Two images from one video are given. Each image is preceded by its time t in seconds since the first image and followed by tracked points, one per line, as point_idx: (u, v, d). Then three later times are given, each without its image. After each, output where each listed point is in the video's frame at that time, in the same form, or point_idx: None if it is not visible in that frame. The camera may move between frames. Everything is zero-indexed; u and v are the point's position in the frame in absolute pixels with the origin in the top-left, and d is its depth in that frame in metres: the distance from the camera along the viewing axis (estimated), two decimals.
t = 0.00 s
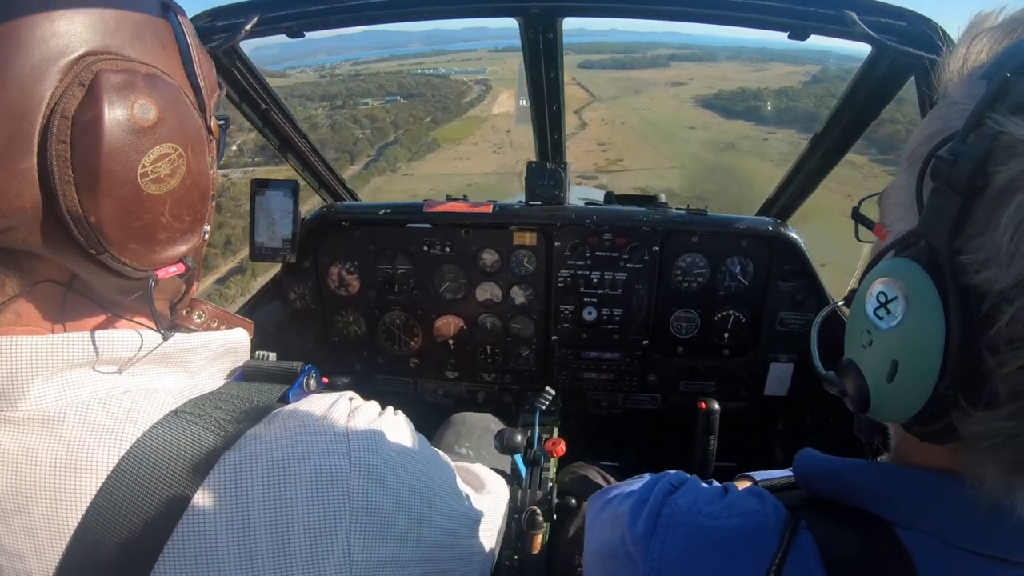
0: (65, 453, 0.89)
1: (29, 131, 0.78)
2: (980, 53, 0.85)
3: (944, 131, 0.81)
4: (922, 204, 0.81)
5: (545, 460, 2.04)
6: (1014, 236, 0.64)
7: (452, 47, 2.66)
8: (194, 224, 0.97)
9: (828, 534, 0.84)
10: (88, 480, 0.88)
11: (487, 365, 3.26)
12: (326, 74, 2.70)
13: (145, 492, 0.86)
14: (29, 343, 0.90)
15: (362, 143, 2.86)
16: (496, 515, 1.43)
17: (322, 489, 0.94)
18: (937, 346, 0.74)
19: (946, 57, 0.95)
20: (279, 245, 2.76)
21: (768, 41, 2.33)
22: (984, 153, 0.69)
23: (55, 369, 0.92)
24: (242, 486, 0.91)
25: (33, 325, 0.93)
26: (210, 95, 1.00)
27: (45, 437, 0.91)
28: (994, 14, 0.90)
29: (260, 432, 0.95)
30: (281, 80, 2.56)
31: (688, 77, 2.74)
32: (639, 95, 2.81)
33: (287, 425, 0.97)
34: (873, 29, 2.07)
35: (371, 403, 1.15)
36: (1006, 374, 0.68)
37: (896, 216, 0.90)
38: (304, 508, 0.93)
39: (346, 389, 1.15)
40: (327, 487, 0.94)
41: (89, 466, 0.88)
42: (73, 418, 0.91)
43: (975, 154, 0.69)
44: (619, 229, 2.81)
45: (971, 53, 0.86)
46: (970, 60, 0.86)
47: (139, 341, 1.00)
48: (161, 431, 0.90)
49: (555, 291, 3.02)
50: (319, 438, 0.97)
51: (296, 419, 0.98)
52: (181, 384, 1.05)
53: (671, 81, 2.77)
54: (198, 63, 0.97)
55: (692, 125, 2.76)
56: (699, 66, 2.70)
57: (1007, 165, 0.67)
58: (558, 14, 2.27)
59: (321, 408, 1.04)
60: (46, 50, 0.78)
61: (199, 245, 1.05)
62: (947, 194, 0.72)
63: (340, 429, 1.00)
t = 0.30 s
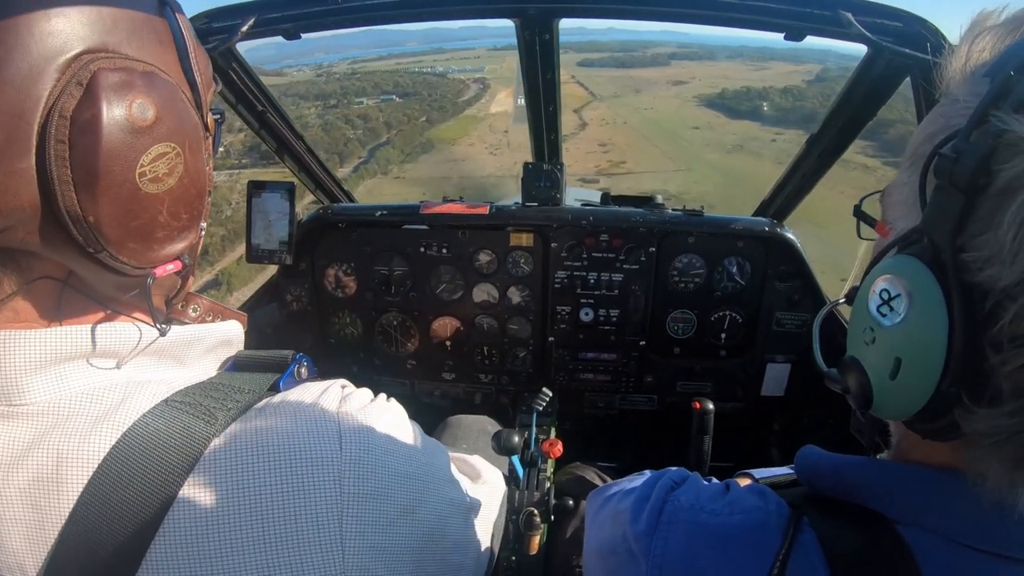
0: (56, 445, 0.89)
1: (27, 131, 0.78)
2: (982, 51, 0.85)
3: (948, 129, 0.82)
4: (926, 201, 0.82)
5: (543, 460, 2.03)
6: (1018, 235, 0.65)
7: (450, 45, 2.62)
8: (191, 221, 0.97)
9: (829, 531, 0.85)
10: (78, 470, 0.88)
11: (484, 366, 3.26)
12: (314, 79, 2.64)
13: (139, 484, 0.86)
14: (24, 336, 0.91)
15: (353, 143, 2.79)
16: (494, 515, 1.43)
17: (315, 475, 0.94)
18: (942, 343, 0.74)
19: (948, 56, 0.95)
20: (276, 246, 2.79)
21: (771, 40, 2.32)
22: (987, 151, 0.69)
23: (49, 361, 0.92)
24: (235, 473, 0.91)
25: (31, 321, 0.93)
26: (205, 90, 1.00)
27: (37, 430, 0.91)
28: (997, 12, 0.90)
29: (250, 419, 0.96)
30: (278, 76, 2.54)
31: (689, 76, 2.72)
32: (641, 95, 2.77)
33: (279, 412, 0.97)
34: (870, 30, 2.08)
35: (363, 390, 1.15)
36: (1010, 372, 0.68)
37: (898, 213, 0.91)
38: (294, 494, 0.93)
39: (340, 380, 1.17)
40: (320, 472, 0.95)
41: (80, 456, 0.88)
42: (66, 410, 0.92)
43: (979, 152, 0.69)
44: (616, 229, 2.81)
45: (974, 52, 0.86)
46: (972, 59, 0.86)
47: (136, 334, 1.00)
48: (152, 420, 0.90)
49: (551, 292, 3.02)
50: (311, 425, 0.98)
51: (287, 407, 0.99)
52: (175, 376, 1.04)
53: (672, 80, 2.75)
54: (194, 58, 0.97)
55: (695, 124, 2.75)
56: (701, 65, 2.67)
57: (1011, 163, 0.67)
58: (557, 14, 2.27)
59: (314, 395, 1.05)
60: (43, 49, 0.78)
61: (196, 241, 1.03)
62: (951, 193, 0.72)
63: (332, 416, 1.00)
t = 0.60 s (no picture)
0: (63, 462, 0.88)
1: (32, 156, 0.78)
2: (989, 42, 0.86)
3: (958, 117, 0.82)
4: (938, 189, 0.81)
5: (545, 461, 2.04)
6: None
7: (451, 43, 2.59)
8: (195, 247, 0.97)
9: (840, 517, 0.85)
10: (88, 488, 0.87)
11: (485, 367, 3.25)
12: (313, 76, 2.64)
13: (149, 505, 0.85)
14: (30, 354, 0.91)
15: (345, 142, 2.76)
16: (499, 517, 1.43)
17: (323, 490, 0.94)
18: (955, 326, 0.75)
19: (960, 43, 0.96)
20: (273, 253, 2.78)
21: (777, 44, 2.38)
22: (998, 139, 0.69)
23: (54, 378, 0.92)
24: (243, 489, 0.91)
25: (34, 340, 0.93)
26: (212, 106, 1.00)
27: (40, 446, 0.90)
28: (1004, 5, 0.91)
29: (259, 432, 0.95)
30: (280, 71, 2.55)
31: (695, 74, 2.70)
32: (645, 93, 2.74)
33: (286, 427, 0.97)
34: (861, 23, 2.09)
35: (369, 406, 1.14)
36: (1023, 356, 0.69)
37: (908, 202, 0.91)
38: (303, 508, 0.93)
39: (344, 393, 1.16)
40: (328, 487, 0.94)
41: (89, 474, 0.87)
42: (71, 427, 0.91)
43: (990, 139, 0.70)
44: (613, 228, 2.82)
45: (980, 44, 0.87)
46: (978, 51, 0.87)
47: (140, 351, 1.01)
48: (161, 437, 0.91)
49: (550, 292, 3.02)
50: (317, 439, 0.97)
51: (295, 421, 0.99)
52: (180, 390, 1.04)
53: (679, 79, 2.71)
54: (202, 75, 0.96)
55: (704, 124, 2.76)
56: (704, 64, 2.66)
57: None
58: (549, 14, 2.27)
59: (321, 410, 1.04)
60: (48, 71, 0.78)
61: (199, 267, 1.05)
62: (963, 179, 0.73)
63: (339, 430, 1.00)
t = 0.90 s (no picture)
0: (63, 464, 0.89)
1: (20, 162, 0.78)
2: (981, 34, 0.87)
3: (949, 113, 0.82)
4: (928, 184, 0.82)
5: (547, 459, 2.06)
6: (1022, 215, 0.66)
7: (457, 40, 2.53)
8: (186, 252, 0.97)
9: (840, 512, 0.85)
10: (85, 491, 0.88)
11: (486, 367, 3.26)
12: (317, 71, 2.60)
13: (145, 502, 0.86)
14: (29, 357, 0.92)
15: (339, 141, 2.76)
16: (499, 517, 1.43)
17: (322, 491, 0.94)
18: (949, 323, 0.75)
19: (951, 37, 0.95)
20: (272, 254, 2.80)
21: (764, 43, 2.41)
22: (989, 132, 0.70)
23: (54, 380, 0.93)
24: (242, 489, 0.92)
25: (30, 343, 0.94)
26: (205, 114, 1.00)
27: (39, 449, 0.91)
28: None
29: (258, 435, 0.96)
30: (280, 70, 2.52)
31: (702, 75, 2.68)
32: (651, 94, 2.76)
33: (286, 429, 0.97)
34: (858, 17, 2.09)
35: (369, 406, 1.14)
36: (1017, 350, 0.69)
37: (903, 196, 0.91)
38: (302, 510, 0.93)
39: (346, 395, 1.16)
40: (326, 488, 0.95)
41: (87, 477, 0.88)
42: (71, 428, 0.91)
43: (980, 134, 0.70)
44: (613, 225, 2.82)
45: (973, 34, 0.87)
46: (972, 43, 0.87)
47: (134, 353, 1.01)
48: (157, 439, 0.91)
49: (550, 290, 3.02)
50: (317, 441, 0.97)
51: (294, 423, 0.99)
52: (179, 392, 1.05)
53: (687, 79, 2.71)
54: (194, 80, 0.96)
55: (715, 127, 2.70)
56: (711, 65, 2.65)
57: (1014, 143, 0.67)
58: (545, 13, 2.27)
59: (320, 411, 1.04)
60: (37, 76, 0.78)
61: (191, 272, 1.04)
62: (952, 173, 0.73)
63: (338, 431, 1.00)
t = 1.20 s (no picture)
0: (63, 463, 0.89)
1: (14, 158, 0.78)
2: None
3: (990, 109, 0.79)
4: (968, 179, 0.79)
5: (546, 458, 2.06)
6: None
7: (463, 36, 2.50)
8: (181, 245, 0.97)
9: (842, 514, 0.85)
10: (84, 489, 0.88)
11: (486, 366, 3.26)
12: (309, 67, 2.58)
13: (143, 497, 0.86)
14: (29, 355, 0.92)
15: (333, 138, 2.73)
16: (499, 516, 1.43)
17: (321, 489, 0.94)
18: (975, 321, 0.74)
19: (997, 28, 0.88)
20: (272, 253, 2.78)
21: (775, 49, 2.42)
22: None
23: (54, 379, 0.93)
24: (241, 486, 0.92)
25: (28, 340, 0.94)
26: (198, 108, 1.00)
27: (39, 447, 0.91)
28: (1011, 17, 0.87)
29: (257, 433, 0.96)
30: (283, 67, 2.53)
31: (712, 77, 2.69)
32: (660, 96, 2.75)
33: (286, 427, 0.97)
34: (858, 17, 2.09)
35: (369, 404, 1.14)
36: None
37: (937, 183, 0.87)
38: (301, 508, 0.93)
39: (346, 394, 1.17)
40: (326, 486, 0.95)
41: (88, 475, 0.88)
42: (71, 426, 0.91)
43: None
44: (613, 225, 2.82)
45: None
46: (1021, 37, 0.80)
47: (131, 350, 1.00)
48: (156, 437, 0.91)
49: (550, 289, 3.01)
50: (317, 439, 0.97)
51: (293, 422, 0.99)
52: (179, 390, 1.04)
53: (695, 82, 2.71)
54: (187, 75, 0.96)
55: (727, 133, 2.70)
56: (720, 67, 2.65)
57: None
58: (545, 12, 2.27)
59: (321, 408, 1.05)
60: (29, 72, 0.78)
61: (186, 266, 1.04)
62: (992, 171, 0.71)
63: (339, 429, 1.00)
